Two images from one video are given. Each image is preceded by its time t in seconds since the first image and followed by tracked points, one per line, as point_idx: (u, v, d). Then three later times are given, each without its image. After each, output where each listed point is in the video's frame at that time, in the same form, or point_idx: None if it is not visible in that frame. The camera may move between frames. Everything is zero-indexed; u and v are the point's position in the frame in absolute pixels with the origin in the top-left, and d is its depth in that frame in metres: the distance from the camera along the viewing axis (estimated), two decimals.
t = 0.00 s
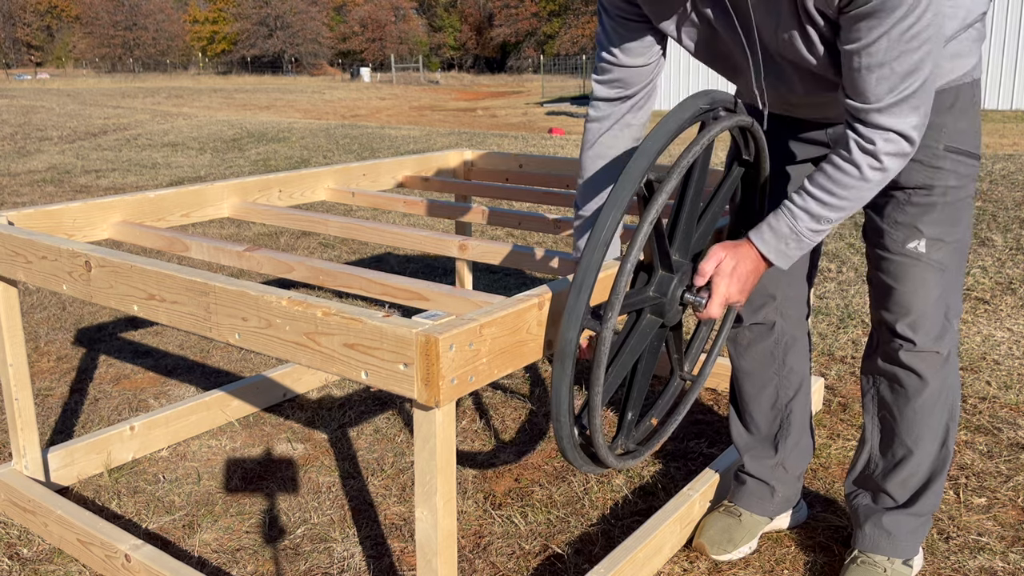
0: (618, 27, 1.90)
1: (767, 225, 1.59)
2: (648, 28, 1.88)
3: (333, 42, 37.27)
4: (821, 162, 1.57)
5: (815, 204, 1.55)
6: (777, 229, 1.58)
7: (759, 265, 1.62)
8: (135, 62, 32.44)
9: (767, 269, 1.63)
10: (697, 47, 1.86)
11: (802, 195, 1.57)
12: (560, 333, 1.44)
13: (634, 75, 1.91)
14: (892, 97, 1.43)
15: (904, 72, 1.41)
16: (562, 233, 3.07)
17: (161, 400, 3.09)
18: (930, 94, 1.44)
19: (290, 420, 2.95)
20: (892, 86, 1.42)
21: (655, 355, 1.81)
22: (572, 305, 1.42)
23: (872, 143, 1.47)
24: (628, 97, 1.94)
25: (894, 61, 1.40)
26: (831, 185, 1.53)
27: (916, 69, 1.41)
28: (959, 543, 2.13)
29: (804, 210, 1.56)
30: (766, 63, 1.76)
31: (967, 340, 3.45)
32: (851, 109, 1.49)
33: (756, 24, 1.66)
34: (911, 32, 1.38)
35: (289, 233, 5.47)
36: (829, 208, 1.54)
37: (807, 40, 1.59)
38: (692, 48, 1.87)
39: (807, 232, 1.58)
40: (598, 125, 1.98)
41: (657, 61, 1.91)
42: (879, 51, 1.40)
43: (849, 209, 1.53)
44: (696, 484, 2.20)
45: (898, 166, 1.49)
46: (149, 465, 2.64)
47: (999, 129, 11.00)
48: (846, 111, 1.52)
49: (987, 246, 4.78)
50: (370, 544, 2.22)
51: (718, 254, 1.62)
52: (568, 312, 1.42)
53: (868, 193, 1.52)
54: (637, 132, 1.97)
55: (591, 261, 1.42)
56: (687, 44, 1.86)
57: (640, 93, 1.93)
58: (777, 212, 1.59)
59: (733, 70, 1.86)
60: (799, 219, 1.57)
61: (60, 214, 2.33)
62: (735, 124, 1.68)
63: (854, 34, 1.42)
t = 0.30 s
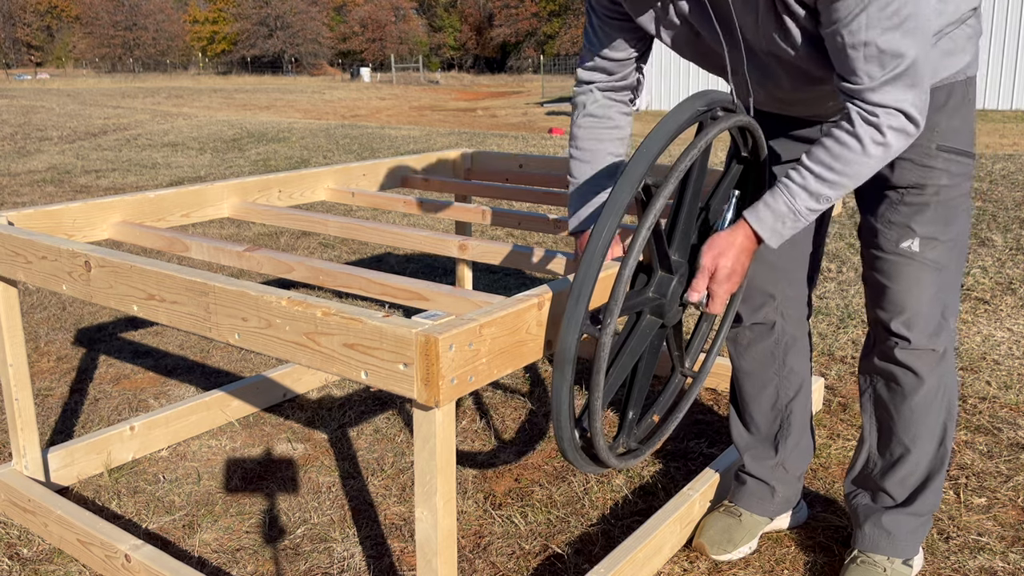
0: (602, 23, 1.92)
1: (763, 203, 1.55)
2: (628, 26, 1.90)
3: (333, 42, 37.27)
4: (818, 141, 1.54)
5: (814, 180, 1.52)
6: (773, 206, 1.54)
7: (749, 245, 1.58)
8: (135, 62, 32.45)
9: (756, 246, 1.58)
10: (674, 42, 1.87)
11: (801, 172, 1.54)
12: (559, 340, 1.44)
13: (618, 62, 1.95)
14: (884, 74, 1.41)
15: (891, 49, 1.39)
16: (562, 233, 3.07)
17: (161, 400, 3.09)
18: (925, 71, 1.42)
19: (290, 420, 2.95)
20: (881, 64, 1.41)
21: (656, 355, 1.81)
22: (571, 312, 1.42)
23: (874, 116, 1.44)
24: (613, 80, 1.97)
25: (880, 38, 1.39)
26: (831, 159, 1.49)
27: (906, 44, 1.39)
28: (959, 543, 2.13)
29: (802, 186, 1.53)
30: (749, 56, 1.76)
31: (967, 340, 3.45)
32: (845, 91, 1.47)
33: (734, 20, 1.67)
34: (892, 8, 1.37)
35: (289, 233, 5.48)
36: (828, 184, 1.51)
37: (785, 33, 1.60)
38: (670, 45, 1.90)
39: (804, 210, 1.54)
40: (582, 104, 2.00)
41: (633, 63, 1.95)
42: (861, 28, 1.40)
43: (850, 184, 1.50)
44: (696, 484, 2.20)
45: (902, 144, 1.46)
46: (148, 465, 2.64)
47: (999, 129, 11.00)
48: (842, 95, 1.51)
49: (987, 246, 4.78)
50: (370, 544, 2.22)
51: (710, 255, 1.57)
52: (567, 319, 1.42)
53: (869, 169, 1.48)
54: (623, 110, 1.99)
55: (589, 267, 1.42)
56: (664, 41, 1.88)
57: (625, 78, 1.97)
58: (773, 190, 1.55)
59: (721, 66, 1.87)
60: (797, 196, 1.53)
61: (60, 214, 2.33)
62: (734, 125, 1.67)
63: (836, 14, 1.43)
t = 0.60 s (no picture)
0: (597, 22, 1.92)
1: (756, 203, 1.57)
2: (622, 24, 1.89)
3: (333, 42, 37.27)
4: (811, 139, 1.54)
5: (805, 178, 1.52)
6: (766, 204, 1.55)
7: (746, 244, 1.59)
8: (135, 62, 32.45)
9: (754, 247, 1.59)
10: (661, 40, 1.88)
11: (792, 170, 1.54)
12: (558, 343, 1.44)
13: (616, 68, 1.93)
14: (871, 71, 1.41)
15: (877, 47, 1.39)
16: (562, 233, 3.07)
17: (161, 400, 3.09)
18: (913, 66, 1.42)
19: (290, 420, 2.95)
20: (868, 61, 1.41)
21: (656, 355, 1.81)
22: (570, 316, 1.42)
23: (861, 113, 1.44)
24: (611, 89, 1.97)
25: (865, 36, 1.39)
26: (822, 157, 1.50)
27: (892, 41, 1.39)
28: (959, 543, 2.13)
29: (794, 184, 1.53)
30: (740, 56, 1.77)
31: (967, 340, 3.45)
32: (834, 88, 1.48)
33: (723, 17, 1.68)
34: (875, 5, 1.37)
35: (289, 233, 5.48)
36: (819, 181, 1.51)
37: (774, 30, 1.60)
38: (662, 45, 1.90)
39: (796, 207, 1.54)
40: (583, 116, 2.00)
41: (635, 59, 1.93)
42: (846, 26, 1.39)
43: (841, 181, 1.50)
44: (697, 484, 2.20)
45: (891, 139, 1.46)
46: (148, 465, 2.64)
47: (998, 129, 11.01)
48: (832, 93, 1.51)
49: (987, 246, 4.78)
50: (370, 544, 2.22)
51: (705, 251, 1.59)
52: (566, 322, 1.42)
53: (859, 166, 1.48)
54: (625, 122, 1.99)
55: (587, 272, 1.42)
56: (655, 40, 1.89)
57: (624, 86, 1.96)
58: (766, 189, 1.57)
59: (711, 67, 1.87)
60: (788, 194, 1.54)
61: (60, 214, 2.33)
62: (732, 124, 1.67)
63: (821, 12, 1.43)
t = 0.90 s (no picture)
0: (602, 32, 1.93)
1: (755, 224, 1.60)
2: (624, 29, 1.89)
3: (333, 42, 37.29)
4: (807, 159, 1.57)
5: (801, 199, 1.56)
6: (765, 225, 1.59)
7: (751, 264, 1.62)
8: (135, 62, 32.46)
9: (757, 265, 1.62)
10: (657, 47, 1.87)
11: (788, 190, 1.57)
12: (557, 345, 1.44)
13: (622, 76, 1.93)
14: (867, 90, 1.44)
15: (875, 66, 1.41)
16: (562, 233, 3.07)
17: (161, 400, 3.09)
18: (906, 86, 1.44)
19: (290, 420, 2.95)
20: (865, 79, 1.43)
21: (657, 354, 1.82)
22: (569, 318, 1.42)
23: (852, 136, 1.48)
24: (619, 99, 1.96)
25: (864, 55, 1.41)
26: (817, 179, 1.53)
27: (888, 60, 1.41)
28: (959, 543, 2.13)
29: (790, 205, 1.57)
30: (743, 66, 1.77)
31: (967, 340, 3.45)
32: (829, 106, 1.50)
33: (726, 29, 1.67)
34: (875, 25, 1.39)
35: (289, 233, 5.48)
36: (816, 203, 1.55)
37: (779, 41, 1.60)
38: (661, 57, 1.90)
39: (794, 227, 1.58)
40: (590, 130, 1.98)
41: (642, 66, 1.93)
42: (846, 45, 1.42)
43: (835, 202, 1.53)
44: (697, 484, 2.20)
45: (883, 158, 1.49)
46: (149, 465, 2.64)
47: (998, 129, 11.02)
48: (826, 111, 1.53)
49: (987, 246, 4.79)
50: (370, 543, 2.22)
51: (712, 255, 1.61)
52: (566, 324, 1.42)
53: (853, 186, 1.51)
54: (632, 134, 1.97)
55: (586, 275, 1.42)
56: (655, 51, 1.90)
57: (631, 95, 1.95)
58: (764, 210, 1.60)
59: (709, 78, 1.87)
60: (786, 215, 1.57)
61: (60, 214, 2.33)
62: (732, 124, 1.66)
63: (820, 32, 1.45)
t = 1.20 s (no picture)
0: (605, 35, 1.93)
1: (752, 253, 1.60)
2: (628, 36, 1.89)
3: (333, 42, 37.29)
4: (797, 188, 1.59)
5: (795, 227, 1.57)
6: (761, 254, 1.59)
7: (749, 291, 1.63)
8: (135, 62, 32.47)
9: (757, 292, 1.63)
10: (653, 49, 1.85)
11: (782, 219, 1.58)
12: (553, 346, 1.44)
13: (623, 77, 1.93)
14: (862, 118, 1.45)
15: (872, 95, 1.43)
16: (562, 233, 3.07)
17: (161, 400, 3.09)
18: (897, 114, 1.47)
19: (290, 420, 2.95)
20: (861, 108, 1.45)
21: (656, 355, 1.82)
22: (565, 319, 1.42)
23: (842, 164, 1.49)
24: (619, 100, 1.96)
25: (862, 86, 1.43)
26: (810, 208, 1.54)
27: (883, 91, 1.43)
28: (959, 543, 2.13)
29: (785, 233, 1.57)
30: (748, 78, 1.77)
31: (967, 340, 3.45)
32: (822, 132, 1.51)
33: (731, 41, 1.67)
34: (877, 57, 1.41)
35: (289, 233, 5.48)
36: (811, 230, 1.56)
37: (783, 60, 1.63)
38: (659, 55, 1.87)
39: (791, 256, 1.58)
40: (589, 128, 1.98)
41: (642, 69, 1.94)
42: (847, 75, 1.43)
43: (830, 228, 1.55)
44: (696, 484, 2.20)
45: (872, 184, 1.51)
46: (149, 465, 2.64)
47: (998, 129, 11.03)
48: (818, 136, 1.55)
49: (987, 246, 4.79)
50: (371, 544, 2.22)
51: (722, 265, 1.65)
52: (562, 325, 1.42)
53: (846, 214, 1.53)
54: (628, 131, 1.98)
55: (582, 276, 1.42)
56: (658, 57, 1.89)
57: (631, 95, 1.95)
58: (759, 240, 1.60)
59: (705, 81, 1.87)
60: (782, 243, 1.58)
61: (60, 214, 2.33)
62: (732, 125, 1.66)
63: (822, 59, 1.46)
